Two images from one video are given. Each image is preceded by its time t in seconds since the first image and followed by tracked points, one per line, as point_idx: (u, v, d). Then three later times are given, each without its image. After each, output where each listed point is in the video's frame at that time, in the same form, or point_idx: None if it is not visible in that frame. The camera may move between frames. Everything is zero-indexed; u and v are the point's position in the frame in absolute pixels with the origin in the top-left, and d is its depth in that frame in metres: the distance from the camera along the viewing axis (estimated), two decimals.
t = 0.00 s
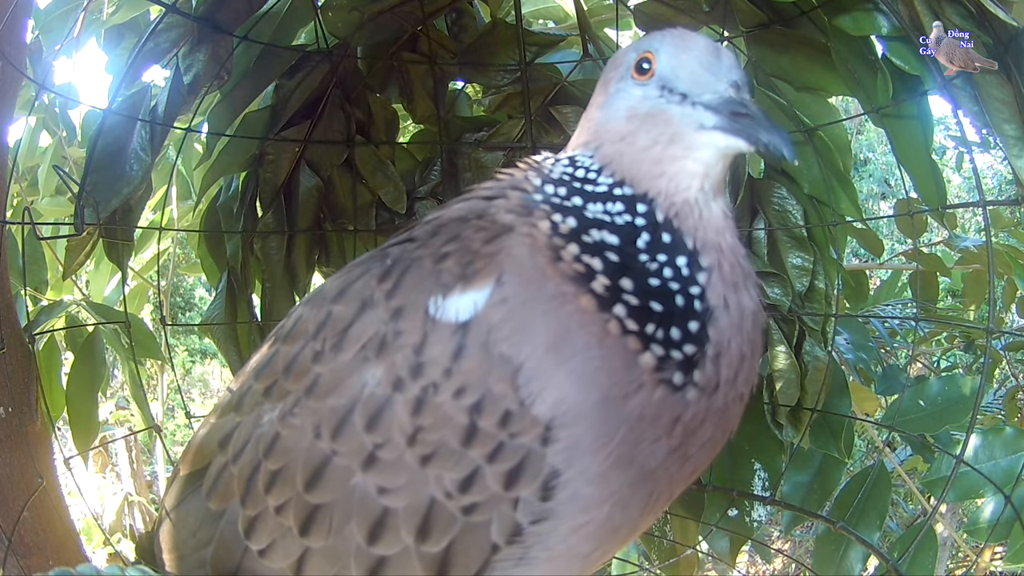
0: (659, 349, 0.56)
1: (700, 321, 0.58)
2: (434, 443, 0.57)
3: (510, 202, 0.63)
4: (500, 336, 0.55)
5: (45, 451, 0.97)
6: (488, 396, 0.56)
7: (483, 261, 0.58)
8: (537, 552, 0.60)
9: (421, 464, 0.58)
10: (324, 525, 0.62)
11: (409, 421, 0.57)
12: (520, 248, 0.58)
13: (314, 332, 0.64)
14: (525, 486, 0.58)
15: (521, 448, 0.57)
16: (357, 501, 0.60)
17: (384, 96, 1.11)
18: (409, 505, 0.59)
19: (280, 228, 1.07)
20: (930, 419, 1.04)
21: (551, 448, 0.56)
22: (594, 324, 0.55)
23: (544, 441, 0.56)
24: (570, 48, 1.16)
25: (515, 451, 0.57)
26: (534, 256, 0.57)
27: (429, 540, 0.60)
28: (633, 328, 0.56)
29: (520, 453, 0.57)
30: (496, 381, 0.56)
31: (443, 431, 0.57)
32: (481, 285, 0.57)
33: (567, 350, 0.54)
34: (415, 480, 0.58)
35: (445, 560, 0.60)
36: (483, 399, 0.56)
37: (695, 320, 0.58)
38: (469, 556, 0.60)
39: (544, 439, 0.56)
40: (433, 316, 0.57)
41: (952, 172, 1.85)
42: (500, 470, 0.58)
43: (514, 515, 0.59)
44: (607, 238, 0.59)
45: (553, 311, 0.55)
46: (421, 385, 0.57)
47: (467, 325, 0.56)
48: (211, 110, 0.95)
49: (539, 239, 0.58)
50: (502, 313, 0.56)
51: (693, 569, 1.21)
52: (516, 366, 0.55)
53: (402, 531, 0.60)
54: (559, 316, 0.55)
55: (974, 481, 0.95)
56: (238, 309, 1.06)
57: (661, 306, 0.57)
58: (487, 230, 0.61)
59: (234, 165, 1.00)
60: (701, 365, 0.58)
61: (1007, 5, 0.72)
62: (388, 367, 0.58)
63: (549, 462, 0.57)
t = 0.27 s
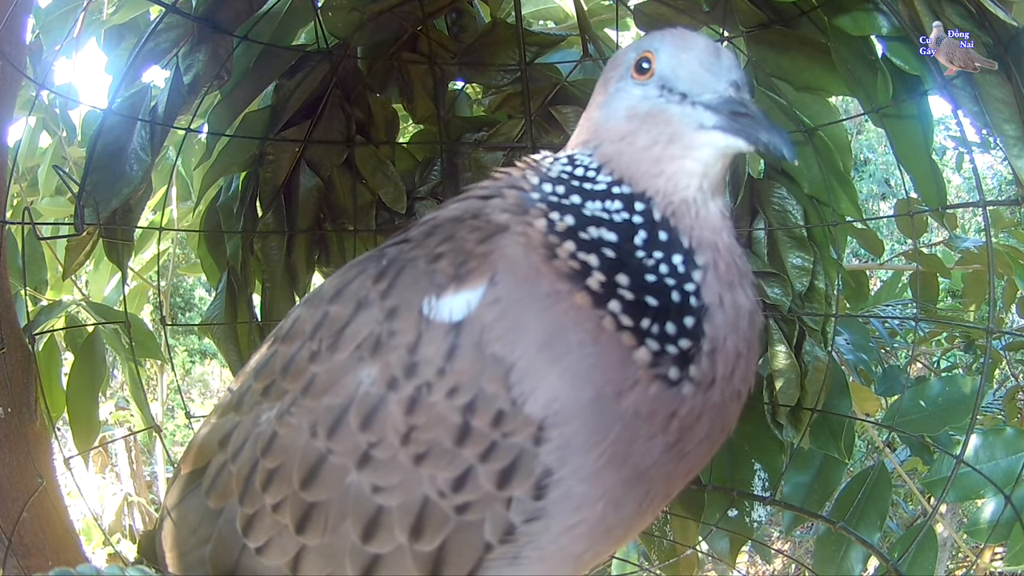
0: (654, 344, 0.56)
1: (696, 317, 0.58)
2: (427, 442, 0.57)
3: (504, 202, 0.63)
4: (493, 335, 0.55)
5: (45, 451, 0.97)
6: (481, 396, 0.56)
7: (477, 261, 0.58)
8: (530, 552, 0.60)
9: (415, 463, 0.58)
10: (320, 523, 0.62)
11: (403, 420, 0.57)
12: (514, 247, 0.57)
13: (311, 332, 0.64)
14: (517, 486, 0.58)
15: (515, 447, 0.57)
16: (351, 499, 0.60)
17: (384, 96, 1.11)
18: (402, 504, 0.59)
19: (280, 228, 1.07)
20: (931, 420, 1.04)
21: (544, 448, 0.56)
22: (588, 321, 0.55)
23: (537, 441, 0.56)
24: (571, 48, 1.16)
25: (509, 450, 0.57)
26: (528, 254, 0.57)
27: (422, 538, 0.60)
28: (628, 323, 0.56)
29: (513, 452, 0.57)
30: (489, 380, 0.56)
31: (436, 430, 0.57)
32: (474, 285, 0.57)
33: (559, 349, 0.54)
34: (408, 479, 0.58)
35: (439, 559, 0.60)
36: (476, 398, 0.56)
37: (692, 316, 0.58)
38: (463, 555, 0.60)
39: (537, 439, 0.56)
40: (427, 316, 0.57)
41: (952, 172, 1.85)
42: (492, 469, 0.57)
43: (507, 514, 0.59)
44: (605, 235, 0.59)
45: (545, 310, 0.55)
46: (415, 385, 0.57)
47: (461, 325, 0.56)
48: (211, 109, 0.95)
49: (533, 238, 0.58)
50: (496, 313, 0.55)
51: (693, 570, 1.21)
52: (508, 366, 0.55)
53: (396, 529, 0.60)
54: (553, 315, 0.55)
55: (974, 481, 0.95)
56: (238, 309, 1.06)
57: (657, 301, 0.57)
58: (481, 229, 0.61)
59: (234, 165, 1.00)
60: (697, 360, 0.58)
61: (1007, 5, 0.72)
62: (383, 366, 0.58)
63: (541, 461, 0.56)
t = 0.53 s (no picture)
0: (638, 356, 0.55)
1: (686, 329, 0.56)
2: (414, 445, 0.57)
3: (493, 205, 0.63)
4: (478, 340, 0.55)
5: (44, 451, 0.97)
6: (466, 400, 0.56)
7: (465, 264, 0.58)
8: (510, 555, 0.60)
9: (401, 465, 0.58)
10: (311, 520, 0.62)
11: (391, 422, 0.57)
12: (500, 251, 0.57)
13: (308, 333, 0.64)
14: (502, 490, 0.57)
15: (499, 452, 0.56)
16: (342, 498, 0.60)
17: (384, 96, 1.11)
18: (389, 503, 0.59)
19: (280, 228, 1.07)
20: (931, 420, 1.04)
21: (528, 453, 0.55)
22: (570, 327, 0.54)
23: (521, 446, 0.55)
24: (570, 48, 1.15)
25: (493, 454, 0.56)
26: (513, 258, 0.57)
27: (408, 538, 0.60)
28: (611, 335, 0.55)
29: (497, 457, 0.56)
30: (474, 384, 0.55)
31: (423, 432, 0.57)
32: (461, 289, 0.57)
33: (542, 353, 0.54)
34: (395, 479, 0.58)
35: (425, 559, 0.60)
36: (462, 402, 0.56)
37: (681, 328, 0.56)
38: (448, 556, 0.60)
39: (521, 444, 0.55)
40: (415, 319, 0.58)
41: (952, 172, 1.85)
42: (477, 473, 0.57)
43: (491, 518, 0.58)
44: (591, 248, 0.57)
45: (528, 314, 0.54)
46: (403, 387, 0.57)
47: (449, 328, 0.56)
48: (211, 109, 0.95)
49: (518, 240, 0.58)
50: (482, 317, 0.55)
51: (693, 570, 1.21)
52: (494, 370, 0.55)
53: (383, 528, 0.60)
54: (537, 319, 0.54)
55: (975, 482, 0.95)
56: (238, 309, 1.06)
57: (642, 314, 0.55)
58: (469, 233, 0.61)
59: (234, 165, 1.00)
60: (685, 372, 0.56)
61: (1007, 5, 0.72)
62: (373, 369, 0.58)
63: (524, 466, 0.56)
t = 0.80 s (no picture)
0: (635, 350, 0.54)
1: (685, 323, 0.56)
2: (411, 449, 0.57)
3: (488, 207, 0.62)
4: (472, 343, 0.55)
5: (44, 452, 0.97)
6: (462, 405, 0.55)
7: (460, 267, 0.58)
8: (503, 555, 0.60)
9: (399, 468, 0.58)
10: (311, 520, 0.63)
11: (388, 425, 0.57)
12: (496, 252, 0.57)
13: (308, 337, 0.65)
14: (497, 494, 0.57)
15: (494, 456, 0.56)
16: (339, 499, 0.61)
17: (384, 96, 1.11)
18: (387, 506, 0.59)
19: (281, 229, 1.07)
20: (932, 420, 1.04)
21: (523, 457, 0.55)
22: (565, 325, 0.53)
23: (516, 450, 0.55)
24: (571, 48, 1.15)
25: (489, 459, 0.56)
26: (509, 258, 0.56)
27: (405, 541, 0.60)
28: (607, 329, 0.54)
29: (493, 461, 0.56)
30: (470, 389, 0.55)
31: (420, 436, 0.57)
32: (456, 293, 0.56)
33: (536, 354, 0.53)
34: (392, 482, 0.59)
35: (422, 561, 0.60)
36: (458, 407, 0.56)
37: (679, 322, 0.55)
38: (444, 557, 0.60)
39: (516, 449, 0.55)
40: (411, 324, 0.58)
41: (952, 172, 1.85)
42: (473, 478, 0.57)
43: (486, 521, 0.58)
44: (589, 243, 0.57)
45: (524, 315, 0.54)
46: (399, 392, 0.57)
47: (444, 333, 0.56)
48: (211, 110, 0.95)
49: (514, 240, 0.57)
50: (476, 320, 0.55)
51: (694, 570, 1.21)
52: (488, 375, 0.54)
53: (380, 530, 0.60)
54: (532, 320, 0.53)
55: (976, 481, 0.95)
56: (238, 309, 1.06)
57: (640, 308, 0.55)
58: (465, 234, 0.60)
59: (234, 165, 1.00)
60: (683, 368, 0.55)
61: (1007, 5, 0.72)
62: (371, 372, 0.59)
63: (520, 470, 0.56)
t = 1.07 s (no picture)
0: (631, 346, 0.54)
1: (682, 320, 0.56)
2: (404, 445, 0.57)
3: (484, 205, 0.62)
4: (465, 341, 0.54)
5: (43, 452, 0.97)
6: (455, 402, 0.55)
7: (455, 265, 0.58)
8: (496, 554, 0.60)
9: (392, 465, 0.58)
10: (307, 517, 0.63)
11: (382, 422, 0.58)
12: (492, 248, 0.57)
13: (307, 335, 0.65)
14: (489, 493, 0.57)
15: (487, 454, 0.56)
16: (335, 495, 0.61)
17: (384, 96, 1.11)
18: (380, 502, 0.60)
19: (280, 228, 1.07)
20: (933, 419, 1.04)
21: (515, 455, 0.55)
22: (560, 322, 0.53)
23: (508, 448, 0.55)
24: (572, 48, 1.16)
25: (481, 457, 0.56)
26: (503, 255, 0.56)
27: (399, 537, 0.60)
28: (602, 325, 0.54)
29: (485, 459, 0.56)
30: (463, 387, 0.55)
31: (413, 433, 0.57)
32: (451, 290, 0.56)
33: (529, 353, 0.53)
34: (386, 479, 0.59)
35: (415, 558, 0.60)
36: (450, 405, 0.55)
37: (675, 320, 0.55)
38: (437, 555, 0.60)
39: (508, 446, 0.55)
40: (406, 322, 0.58)
41: (952, 172, 1.85)
42: (465, 475, 0.57)
43: (479, 519, 0.58)
44: (587, 239, 0.57)
45: (518, 313, 0.53)
46: (393, 389, 0.57)
47: (437, 331, 0.56)
48: (211, 110, 0.95)
49: (510, 237, 0.57)
50: (468, 316, 0.55)
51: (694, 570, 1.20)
52: (481, 373, 0.54)
53: (374, 527, 0.61)
54: (527, 317, 0.53)
55: (977, 481, 0.95)
56: (238, 309, 1.06)
57: (635, 304, 0.55)
58: (460, 233, 0.60)
59: (234, 165, 1.00)
60: (679, 364, 0.55)
61: (1008, 5, 0.72)
62: (366, 370, 0.59)
63: (512, 468, 0.55)
